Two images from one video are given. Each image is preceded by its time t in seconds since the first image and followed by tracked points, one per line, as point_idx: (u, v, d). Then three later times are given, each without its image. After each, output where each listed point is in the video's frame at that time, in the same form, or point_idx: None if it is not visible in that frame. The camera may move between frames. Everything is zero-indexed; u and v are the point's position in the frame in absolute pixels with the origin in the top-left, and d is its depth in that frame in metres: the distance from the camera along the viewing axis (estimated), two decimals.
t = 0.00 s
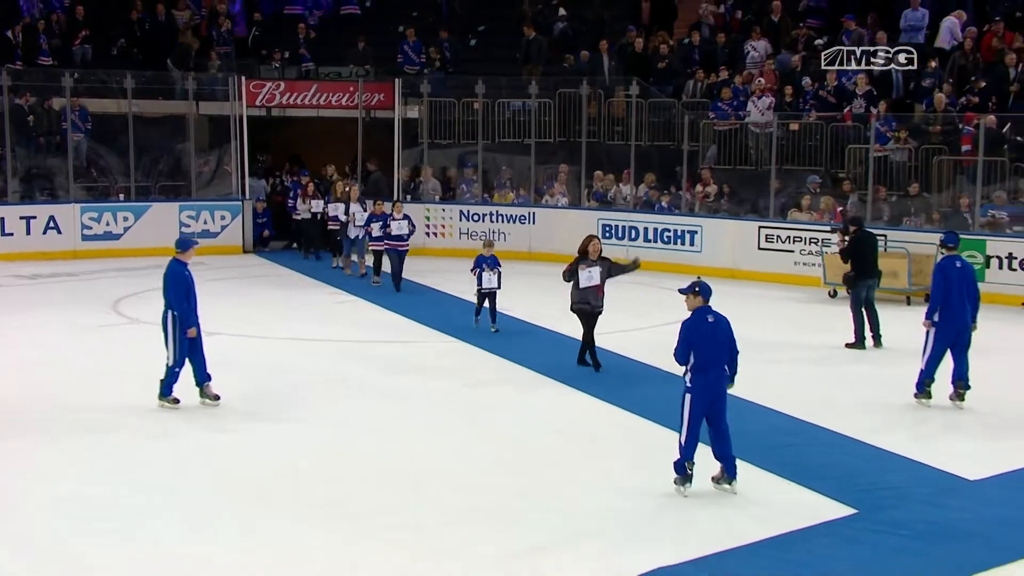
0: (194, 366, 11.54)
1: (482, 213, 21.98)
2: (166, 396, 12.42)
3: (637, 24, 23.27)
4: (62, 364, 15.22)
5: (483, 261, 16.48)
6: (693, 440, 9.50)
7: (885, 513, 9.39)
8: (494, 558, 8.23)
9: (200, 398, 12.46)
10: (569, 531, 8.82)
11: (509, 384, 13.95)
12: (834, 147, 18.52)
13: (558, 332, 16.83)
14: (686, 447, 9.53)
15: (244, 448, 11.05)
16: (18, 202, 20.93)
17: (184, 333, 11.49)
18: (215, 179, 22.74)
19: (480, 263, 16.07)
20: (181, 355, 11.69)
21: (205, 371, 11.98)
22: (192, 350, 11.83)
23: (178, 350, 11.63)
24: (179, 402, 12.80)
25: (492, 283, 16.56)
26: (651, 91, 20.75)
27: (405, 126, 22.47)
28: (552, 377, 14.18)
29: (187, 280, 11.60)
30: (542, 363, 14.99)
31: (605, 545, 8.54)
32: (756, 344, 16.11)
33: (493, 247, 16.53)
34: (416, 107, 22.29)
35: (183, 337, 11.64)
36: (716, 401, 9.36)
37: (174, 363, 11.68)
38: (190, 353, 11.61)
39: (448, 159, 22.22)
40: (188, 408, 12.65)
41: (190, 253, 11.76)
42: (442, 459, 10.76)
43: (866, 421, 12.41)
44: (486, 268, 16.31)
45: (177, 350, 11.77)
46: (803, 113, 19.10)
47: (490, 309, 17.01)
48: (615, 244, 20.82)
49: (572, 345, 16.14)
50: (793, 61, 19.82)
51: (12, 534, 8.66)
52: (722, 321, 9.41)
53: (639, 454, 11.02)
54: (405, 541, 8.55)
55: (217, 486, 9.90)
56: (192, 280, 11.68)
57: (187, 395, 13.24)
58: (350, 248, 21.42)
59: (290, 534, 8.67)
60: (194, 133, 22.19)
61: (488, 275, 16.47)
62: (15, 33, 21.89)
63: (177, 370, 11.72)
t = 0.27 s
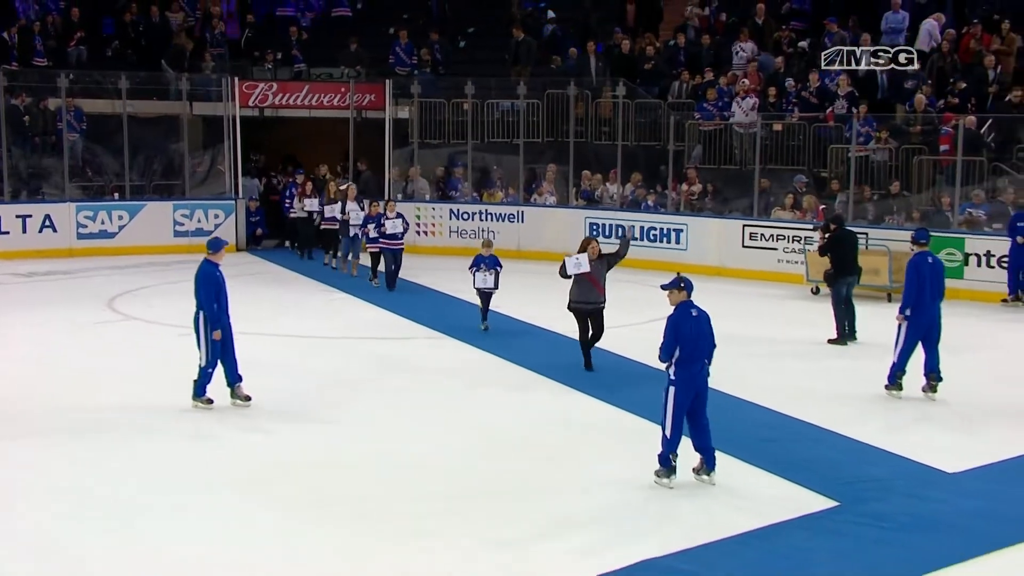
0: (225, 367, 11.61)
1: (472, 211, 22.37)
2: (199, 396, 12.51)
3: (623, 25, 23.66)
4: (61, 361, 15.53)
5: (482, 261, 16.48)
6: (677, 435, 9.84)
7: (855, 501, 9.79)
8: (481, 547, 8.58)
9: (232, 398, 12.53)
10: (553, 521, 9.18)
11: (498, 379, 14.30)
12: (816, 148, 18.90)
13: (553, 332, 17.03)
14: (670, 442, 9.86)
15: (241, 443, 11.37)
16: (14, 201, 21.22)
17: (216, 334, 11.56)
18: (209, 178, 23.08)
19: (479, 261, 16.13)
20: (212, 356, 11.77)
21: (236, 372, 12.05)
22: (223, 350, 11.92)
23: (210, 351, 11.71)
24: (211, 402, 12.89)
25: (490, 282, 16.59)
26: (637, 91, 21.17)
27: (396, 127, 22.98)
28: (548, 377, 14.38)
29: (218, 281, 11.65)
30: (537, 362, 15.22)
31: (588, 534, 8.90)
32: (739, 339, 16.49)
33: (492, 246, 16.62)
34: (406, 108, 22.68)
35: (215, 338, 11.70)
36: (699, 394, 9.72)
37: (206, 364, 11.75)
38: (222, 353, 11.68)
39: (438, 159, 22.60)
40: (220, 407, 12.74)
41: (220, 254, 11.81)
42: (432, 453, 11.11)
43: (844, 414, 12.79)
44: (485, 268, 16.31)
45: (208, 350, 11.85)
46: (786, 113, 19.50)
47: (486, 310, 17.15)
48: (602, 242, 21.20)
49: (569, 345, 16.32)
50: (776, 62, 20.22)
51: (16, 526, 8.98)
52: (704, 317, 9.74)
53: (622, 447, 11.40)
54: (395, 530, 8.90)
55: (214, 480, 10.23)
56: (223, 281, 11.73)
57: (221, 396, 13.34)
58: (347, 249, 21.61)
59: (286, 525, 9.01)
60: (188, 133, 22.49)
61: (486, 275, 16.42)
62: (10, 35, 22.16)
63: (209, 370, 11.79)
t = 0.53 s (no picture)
0: (256, 367, 11.69)
1: (462, 210, 22.72)
2: (231, 397, 12.61)
3: (611, 26, 24.07)
4: (59, 359, 15.77)
5: (482, 262, 16.44)
6: (658, 427, 10.18)
7: (833, 492, 10.15)
8: (473, 536, 8.89)
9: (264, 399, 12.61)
10: (542, 511, 9.50)
11: (489, 375, 14.63)
12: (801, 147, 19.29)
13: (549, 330, 17.27)
14: (652, 434, 10.21)
15: (237, 437, 11.71)
16: (11, 200, 21.47)
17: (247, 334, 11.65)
18: (204, 177, 23.42)
19: (479, 262, 16.17)
20: (244, 356, 11.86)
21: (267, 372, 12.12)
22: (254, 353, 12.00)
23: (241, 352, 11.81)
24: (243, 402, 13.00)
25: (491, 284, 16.54)
26: (625, 92, 21.59)
27: (388, 126, 23.22)
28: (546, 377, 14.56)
29: (248, 283, 11.75)
30: (533, 361, 15.44)
31: (575, 523, 9.23)
32: (725, 335, 16.84)
33: (492, 246, 16.54)
34: (398, 108, 23.05)
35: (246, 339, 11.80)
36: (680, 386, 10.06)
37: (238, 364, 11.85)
38: (253, 354, 11.78)
39: (429, 158, 22.95)
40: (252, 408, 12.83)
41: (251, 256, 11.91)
42: (424, 446, 11.43)
43: (822, 408, 13.17)
44: (486, 269, 16.29)
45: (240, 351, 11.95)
46: (771, 114, 19.88)
47: (487, 310, 17.19)
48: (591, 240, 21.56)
49: (568, 345, 16.46)
50: (760, 64, 20.62)
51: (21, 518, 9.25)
52: (686, 313, 10.06)
53: (608, 440, 11.74)
54: (389, 520, 9.22)
55: (212, 473, 10.52)
56: (254, 283, 11.82)
57: (253, 395, 13.43)
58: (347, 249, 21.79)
59: (284, 516, 9.32)
60: (183, 133, 22.86)
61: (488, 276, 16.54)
62: (7, 37, 22.42)
63: (240, 371, 11.89)
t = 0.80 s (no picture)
0: (284, 367, 11.79)
1: (452, 208, 23.11)
2: (261, 397, 12.74)
3: (598, 28, 24.48)
4: (57, 356, 16.04)
5: (485, 264, 16.47)
6: (640, 420, 10.52)
7: (809, 483, 10.50)
8: (463, 527, 9.19)
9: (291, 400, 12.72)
10: (530, 503, 9.81)
11: (479, 371, 14.95)
12: (784, 147, 19.70)
13: (541, 328, 17.47)
14: (633, 427, 10.56)
15: (230, 431, 12.05)
16: (8, 199, 21.76)
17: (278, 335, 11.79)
18: (198, 176, 23.73)
19: (483, 263, 16.20)
20: (274, 356, 11.99)
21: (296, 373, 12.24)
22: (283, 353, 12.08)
23: (271, 352, 11.93)
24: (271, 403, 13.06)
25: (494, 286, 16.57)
26: (612, 93, 21.98)
27: (379, 126, 23.59)
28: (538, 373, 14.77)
29: (280, 284, 11.89)
30: (524, 359, 15.64)
31: (562, 514, 9.54)
32: (711, 332, 17.19)
33: (495, 247, 16.57)
34: (389, 109, 23.41)
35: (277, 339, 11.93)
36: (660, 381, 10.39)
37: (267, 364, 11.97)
38: (283, 354, 11.90)
39: (420, 157, 23.31)
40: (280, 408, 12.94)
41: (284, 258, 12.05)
42: (416, 439, 11.74)
43: (799, 401, 13.56)
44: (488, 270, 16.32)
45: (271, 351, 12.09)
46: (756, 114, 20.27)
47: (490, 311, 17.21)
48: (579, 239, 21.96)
49: (571, 347, 16.45)
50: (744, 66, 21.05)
51: (23, 512, 9.52)
52: (668, 311, 10.36)
53: (594, 433, 12.07)
54: (382, 511, 9.52)
55: (209, 467, 10.81)
56: (285, 284, 11.96)
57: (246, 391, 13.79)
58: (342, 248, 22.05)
59: (280, 507, 9.62)
60: (178, 132, 23.15)
61: (489, 276, 16.68)
62: (3, 38, 22.69)
63: (270, 371, 12.02)
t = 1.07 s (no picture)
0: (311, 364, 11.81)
1: (444, 207, 23.55)
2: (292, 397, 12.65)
3: (586, 29, 24.92)
4: (55, 353, 16.25)
5: (485, 263, 16.48)
6: (623, 412, 10.74)
7: (788, 471, 10.79)
8: (452, 513, 9.48)
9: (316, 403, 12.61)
10: (520, 491, 10.02)
11: (470, 364, 15.19)
12: (768, 147, 20.09)
13: (532, 323, 17.66)
14: (615, 416, 10.77)
15: (225, 423, 12.36)
16: (6, 197, 22.03)
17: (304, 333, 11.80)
18: (193, 175, 24.06)
19: (484, 263, 16.21)
20: (301, 355, 12.03)
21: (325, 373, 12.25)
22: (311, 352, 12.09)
23: (297, 351, 11.97)
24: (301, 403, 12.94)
25: (496, 285, 16.59)
26: (600, 94, 22.38)
27: (371, 126, 23.98)
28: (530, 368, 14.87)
29: (305, 283, 11.90)
30: (518, 355, 15.72)
31: (551, 502, 9.74)
32: (698, 328, 17.49)
33: (496, 246, 16.55)
34: (381, 109, 23.77)
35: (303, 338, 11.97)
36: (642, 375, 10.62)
37: (295, 362, 12.01)
38: (311, 352, 11.93)
39: (411, 157, 23.69)
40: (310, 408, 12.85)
41: (309, 256, 12.04)
42: (408, 429, 11.96)
43: (780, 393, 13.91)
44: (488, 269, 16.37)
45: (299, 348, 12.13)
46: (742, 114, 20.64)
47: (492, 310, 17.11)
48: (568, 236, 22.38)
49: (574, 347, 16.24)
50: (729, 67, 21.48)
51: (24, 500, 9.72)
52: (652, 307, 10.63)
53: (582, 423, 12.32)
54: (374, 498, 9.74)
55: (205, 459, 11.04)
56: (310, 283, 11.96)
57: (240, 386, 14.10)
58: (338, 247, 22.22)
59: (275, 496, 9.81)
60: (173, 131, 23.47)
61: (490, 275, 16.68)
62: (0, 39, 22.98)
63: (298, 369, 12.06)
